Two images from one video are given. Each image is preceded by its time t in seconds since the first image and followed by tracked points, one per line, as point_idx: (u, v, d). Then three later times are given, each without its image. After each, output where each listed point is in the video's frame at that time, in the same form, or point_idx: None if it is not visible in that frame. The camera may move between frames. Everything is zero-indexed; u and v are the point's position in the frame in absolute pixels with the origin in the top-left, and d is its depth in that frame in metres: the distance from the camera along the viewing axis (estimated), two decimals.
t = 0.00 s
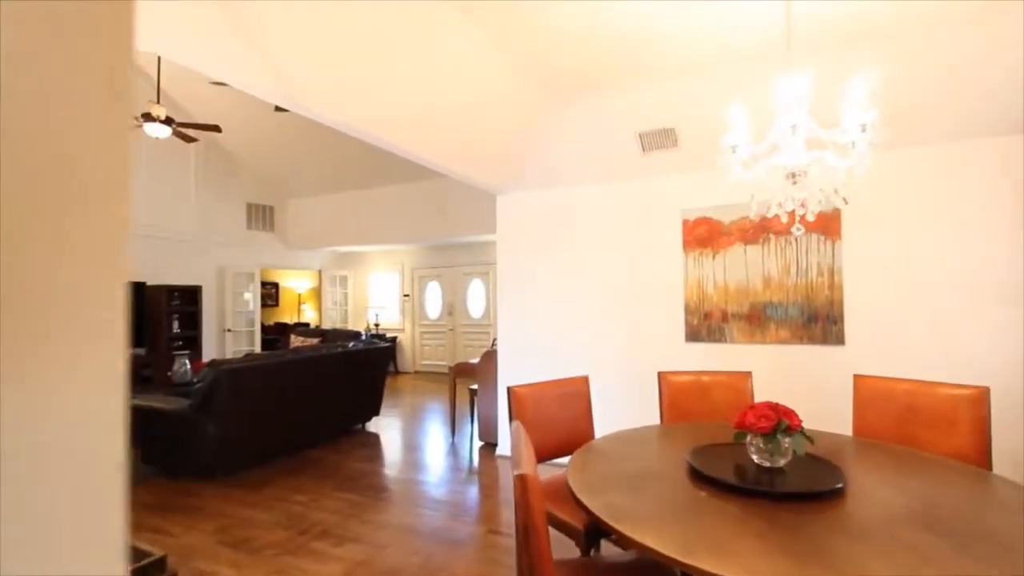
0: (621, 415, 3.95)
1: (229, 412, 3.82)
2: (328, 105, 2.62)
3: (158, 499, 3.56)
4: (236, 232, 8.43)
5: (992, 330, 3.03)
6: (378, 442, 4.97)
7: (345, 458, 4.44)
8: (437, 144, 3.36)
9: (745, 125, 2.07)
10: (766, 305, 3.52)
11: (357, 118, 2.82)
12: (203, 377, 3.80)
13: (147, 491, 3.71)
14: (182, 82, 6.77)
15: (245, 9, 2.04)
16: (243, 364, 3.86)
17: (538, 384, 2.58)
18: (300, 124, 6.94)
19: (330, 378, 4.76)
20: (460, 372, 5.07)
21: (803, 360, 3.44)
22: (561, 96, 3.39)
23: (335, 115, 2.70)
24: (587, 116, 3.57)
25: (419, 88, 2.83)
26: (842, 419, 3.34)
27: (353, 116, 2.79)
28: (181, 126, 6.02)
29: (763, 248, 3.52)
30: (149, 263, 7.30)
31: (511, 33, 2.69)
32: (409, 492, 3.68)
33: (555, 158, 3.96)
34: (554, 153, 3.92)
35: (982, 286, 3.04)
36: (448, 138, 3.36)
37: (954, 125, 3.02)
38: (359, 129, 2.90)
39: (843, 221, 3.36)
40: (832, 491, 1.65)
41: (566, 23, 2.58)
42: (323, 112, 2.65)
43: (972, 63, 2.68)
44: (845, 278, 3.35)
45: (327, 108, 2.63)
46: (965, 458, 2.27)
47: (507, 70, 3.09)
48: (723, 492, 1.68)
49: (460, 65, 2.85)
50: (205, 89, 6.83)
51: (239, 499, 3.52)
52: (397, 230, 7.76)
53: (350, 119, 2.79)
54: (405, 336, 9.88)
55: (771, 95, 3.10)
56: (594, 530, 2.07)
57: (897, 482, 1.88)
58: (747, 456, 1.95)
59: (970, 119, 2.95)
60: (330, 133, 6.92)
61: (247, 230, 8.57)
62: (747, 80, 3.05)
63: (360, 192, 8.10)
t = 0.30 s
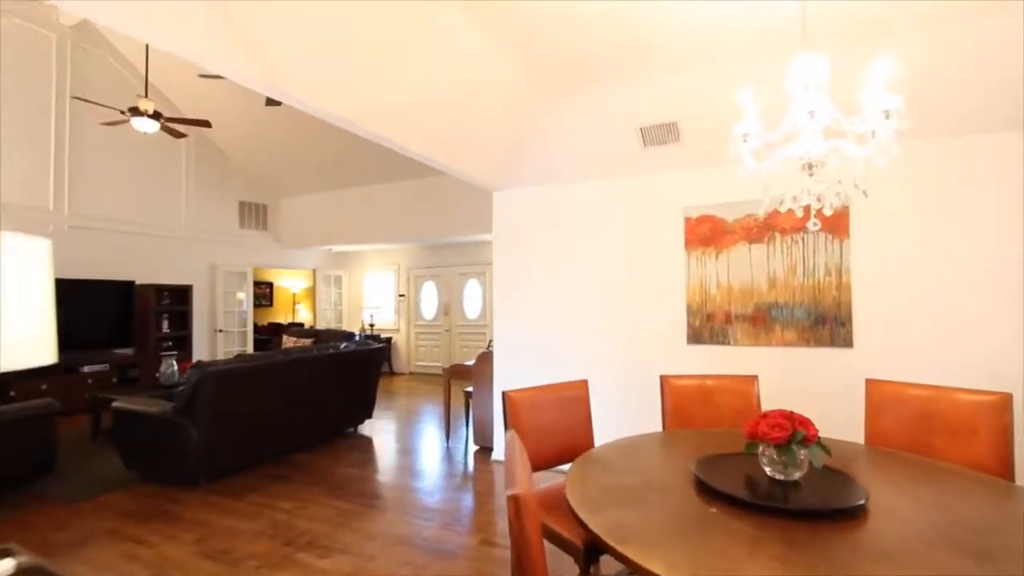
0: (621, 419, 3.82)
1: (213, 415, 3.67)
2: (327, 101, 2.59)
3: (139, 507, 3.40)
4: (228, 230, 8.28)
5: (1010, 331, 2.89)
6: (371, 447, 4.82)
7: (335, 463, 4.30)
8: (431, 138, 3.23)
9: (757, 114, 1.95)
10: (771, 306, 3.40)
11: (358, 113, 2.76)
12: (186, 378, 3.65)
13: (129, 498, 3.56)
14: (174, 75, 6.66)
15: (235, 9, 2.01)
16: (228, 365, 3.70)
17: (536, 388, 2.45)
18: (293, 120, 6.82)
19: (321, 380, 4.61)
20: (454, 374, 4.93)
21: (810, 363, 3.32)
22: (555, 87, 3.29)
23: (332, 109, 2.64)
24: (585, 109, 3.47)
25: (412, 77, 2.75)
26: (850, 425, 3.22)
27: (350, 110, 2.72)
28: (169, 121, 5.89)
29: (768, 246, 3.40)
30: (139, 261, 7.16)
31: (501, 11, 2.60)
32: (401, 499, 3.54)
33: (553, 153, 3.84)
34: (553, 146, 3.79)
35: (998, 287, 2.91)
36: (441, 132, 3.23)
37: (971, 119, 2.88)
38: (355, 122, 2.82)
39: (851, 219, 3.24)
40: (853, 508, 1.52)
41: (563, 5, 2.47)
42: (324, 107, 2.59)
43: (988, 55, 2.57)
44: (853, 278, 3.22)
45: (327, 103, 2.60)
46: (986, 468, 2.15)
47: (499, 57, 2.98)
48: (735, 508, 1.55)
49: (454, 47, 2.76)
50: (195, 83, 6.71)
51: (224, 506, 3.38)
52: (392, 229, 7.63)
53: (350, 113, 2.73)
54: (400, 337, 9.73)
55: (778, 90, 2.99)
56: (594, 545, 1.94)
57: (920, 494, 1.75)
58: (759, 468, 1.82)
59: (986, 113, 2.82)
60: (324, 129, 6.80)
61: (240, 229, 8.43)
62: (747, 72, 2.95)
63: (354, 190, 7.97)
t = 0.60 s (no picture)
0: (624, 425, 3.67)
1: (200, 420, 3.54)
2: (330, 92, 2.47)
3: (122, 515, 3.26)
4: (224, 229, 8.14)
5: None
6: (365, 451, 4.68)
7: (328, 469, 4.16)
8: (430, 133, 3.09)
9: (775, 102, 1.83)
10: (781, 309, 3.26)
11: (359, 104, 2.63)
12: (172, 382, 3.51)
13: (113, 505, 3.41)
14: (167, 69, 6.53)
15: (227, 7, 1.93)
16: (216, 368, 3.56)
17: (535, 395, 2.32)
18: (289, 117, 6.70)
19: (314, 383, 4.46)
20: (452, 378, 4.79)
21: (823, 369, 3.17)
22: (556, 79, 3.16)
23: (322, 100, 2.48)
24: (590, 103, 3.34)
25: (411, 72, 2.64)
26: (865, 433, 3.08)
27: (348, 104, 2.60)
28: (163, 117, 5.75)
29: (779, 246, 3.26)
30: (132, 261, 7.02)
31: None
32: (395, 508, 3.40)
33: (554, 149, 3.70)
34: (556, 141, 3.65)
35: None
36: (440, 126, 3.09)
37: (997, 113, 2.73)
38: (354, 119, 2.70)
39: (866, 218, 3.10)
40: (886, 534, 1.37)
41: None
42: (325, 100, 2.48)
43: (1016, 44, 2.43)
44: (868, 280, 3.08)
45: (330, 96, 2.49)
46: (1016, 483, 2.01)
47: (497, 45, 2.85)
48: (754, 534, 1.41)
49: (451, 35, 2.62)
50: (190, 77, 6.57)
51: (210, 516, 3.24)
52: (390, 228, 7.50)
53: (349, 106, 2.60)
54: (398, 338, 9.59)
55: (793, 82, 2.86)
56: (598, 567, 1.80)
57: (955, 512, 1.60)
58: (777, 486, 1.68)
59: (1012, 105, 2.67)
60: (321, 126, 6.67)
61: (237, 228, 8.29)
62: (759, 63, 2.81)
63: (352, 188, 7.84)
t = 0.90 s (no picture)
0: (633, 430, 3.54)
1: (197, 423, 3.44)
2: (333, 88, 2.38)
3: (115, 520, 3.16)
4: (227, 228, 8.08)
5: None
6: (366, 455, 4.57)
7: (328, 473, 4.06)
8: (434, 128, 2.97)
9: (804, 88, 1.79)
10: (798, 311, 3.13)
11: (362, 97, 2.52)
12: (169, 384, 3.42)
13: (107, 509, 3.32)
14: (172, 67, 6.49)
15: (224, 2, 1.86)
16: (213, 370, 3.46)
17: (542, 401, 2.20)
18: (293, 115, 6.62)
19: (314, 385, 4.36)
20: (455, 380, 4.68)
21: (842, 374, 3.03)
22: (564, 72, 3.05)
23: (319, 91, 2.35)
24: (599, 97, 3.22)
25: (414, 68, 2.54)
26: (887, 440, 2.94)
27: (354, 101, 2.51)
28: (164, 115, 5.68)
29: (795, 246, 3.13)
30: (134, 260, 6.96)
31: None
32: (396, 515, 3.29)
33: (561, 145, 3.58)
34: (564, 137, 3.53)
35: None
36: (444, 122, 2.97)
37: None
38: (358, 114, 2.58)
39: (889, 216, 2.95)
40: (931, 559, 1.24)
41: None
42: (329, 95, 2.38)
43: None
44: (890, 281, 2.94)
45: (334, 92, 2.40)
46: None
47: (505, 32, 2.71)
48: (781, 557, 1.29)
49: (457, 23, 2.49)
50: (192, 75, 6.51)
51: (205, 521, 3.14)
52: (394, 228, 7.40)
53: (352, 100, 2.48)
54: (402, 338, 9.50)
55: (812, 74, 2.72)
56: None
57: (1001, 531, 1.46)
58: (804, 503, 1.55)
59: None
60: (324, 124, 6.59)
61: (240, 227, 8.23)
62: (777, 54, 2.68)
63: (356, 187, 7.75)
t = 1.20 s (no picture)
0: (649, 435, 3.40)
1: (199, 424, 3.35)
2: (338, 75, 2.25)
3: (115, 523, 3.07)
4: (235, 227, 8.03)
5: None
6: (373, 457, 4.47)
7: (333, 475, 3.95)
8: (443, 120, 2.84)
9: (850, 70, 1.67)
10: (825, 312, 2.97)
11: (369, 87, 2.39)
12: (171, 383, 3.33)
13: (107, 512, 3.24)
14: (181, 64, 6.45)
15: None
16: (216, 370, 3.38)
17: (556, 406, 2.08)
18: (301, 113, 6.55)
19: (320, 385, 4.26)
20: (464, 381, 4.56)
21: (872, 379, 2.87)
22: (579, 63, 2.92)
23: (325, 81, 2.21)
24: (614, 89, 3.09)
25: (423, 57, 2.41)
26: (920, 448, 2.77)
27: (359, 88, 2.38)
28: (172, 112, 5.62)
29: (822, 243, 2.98)
30: (142, 258, 6.92)
31: None
32: (403, 521, 3.18)
33: (576, 139, 3.44)
34: (578, 131, 3.39)
35: None
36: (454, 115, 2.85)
37: None
38: (363, 101, 2.44)
39: (924, 212, 2.78)
40: None
41: None
42: (333, 83, 2.25)
43: None
44: (924, 280, 2.78)
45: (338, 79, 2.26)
46: None
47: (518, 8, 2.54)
48: None
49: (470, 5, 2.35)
50: (201, 72, 6.46)
51: (207, 526, 3.04)
52: (402, 226, 7.31)
53: (358, 90, 2.36)
54: (410, 338, 9.41)
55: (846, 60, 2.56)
56: None
57: None
58: (847, 522, 1.41)
59: None
60: (332, 121, 6.50)
61: (248, 226, 8.18)
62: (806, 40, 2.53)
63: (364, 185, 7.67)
